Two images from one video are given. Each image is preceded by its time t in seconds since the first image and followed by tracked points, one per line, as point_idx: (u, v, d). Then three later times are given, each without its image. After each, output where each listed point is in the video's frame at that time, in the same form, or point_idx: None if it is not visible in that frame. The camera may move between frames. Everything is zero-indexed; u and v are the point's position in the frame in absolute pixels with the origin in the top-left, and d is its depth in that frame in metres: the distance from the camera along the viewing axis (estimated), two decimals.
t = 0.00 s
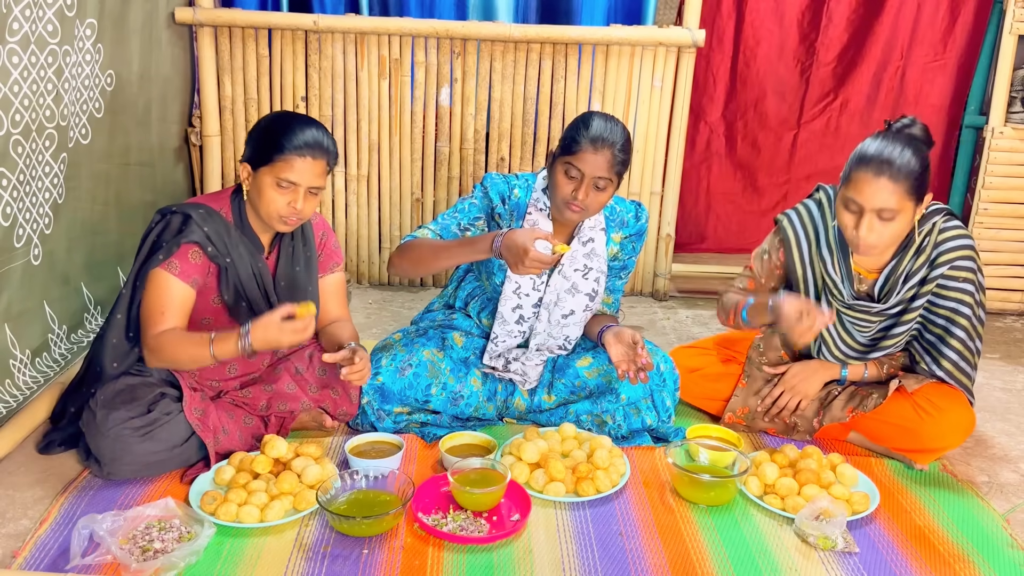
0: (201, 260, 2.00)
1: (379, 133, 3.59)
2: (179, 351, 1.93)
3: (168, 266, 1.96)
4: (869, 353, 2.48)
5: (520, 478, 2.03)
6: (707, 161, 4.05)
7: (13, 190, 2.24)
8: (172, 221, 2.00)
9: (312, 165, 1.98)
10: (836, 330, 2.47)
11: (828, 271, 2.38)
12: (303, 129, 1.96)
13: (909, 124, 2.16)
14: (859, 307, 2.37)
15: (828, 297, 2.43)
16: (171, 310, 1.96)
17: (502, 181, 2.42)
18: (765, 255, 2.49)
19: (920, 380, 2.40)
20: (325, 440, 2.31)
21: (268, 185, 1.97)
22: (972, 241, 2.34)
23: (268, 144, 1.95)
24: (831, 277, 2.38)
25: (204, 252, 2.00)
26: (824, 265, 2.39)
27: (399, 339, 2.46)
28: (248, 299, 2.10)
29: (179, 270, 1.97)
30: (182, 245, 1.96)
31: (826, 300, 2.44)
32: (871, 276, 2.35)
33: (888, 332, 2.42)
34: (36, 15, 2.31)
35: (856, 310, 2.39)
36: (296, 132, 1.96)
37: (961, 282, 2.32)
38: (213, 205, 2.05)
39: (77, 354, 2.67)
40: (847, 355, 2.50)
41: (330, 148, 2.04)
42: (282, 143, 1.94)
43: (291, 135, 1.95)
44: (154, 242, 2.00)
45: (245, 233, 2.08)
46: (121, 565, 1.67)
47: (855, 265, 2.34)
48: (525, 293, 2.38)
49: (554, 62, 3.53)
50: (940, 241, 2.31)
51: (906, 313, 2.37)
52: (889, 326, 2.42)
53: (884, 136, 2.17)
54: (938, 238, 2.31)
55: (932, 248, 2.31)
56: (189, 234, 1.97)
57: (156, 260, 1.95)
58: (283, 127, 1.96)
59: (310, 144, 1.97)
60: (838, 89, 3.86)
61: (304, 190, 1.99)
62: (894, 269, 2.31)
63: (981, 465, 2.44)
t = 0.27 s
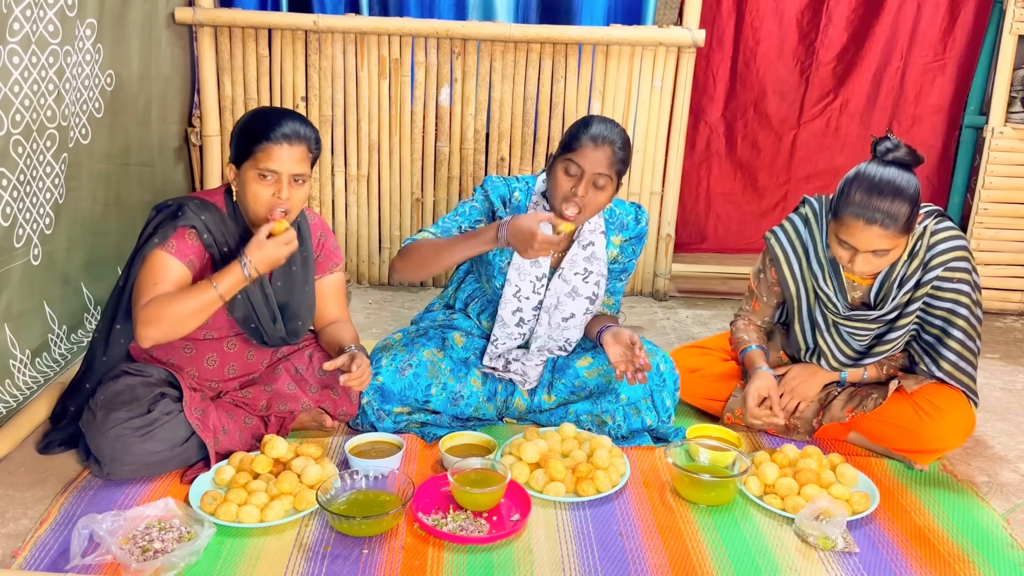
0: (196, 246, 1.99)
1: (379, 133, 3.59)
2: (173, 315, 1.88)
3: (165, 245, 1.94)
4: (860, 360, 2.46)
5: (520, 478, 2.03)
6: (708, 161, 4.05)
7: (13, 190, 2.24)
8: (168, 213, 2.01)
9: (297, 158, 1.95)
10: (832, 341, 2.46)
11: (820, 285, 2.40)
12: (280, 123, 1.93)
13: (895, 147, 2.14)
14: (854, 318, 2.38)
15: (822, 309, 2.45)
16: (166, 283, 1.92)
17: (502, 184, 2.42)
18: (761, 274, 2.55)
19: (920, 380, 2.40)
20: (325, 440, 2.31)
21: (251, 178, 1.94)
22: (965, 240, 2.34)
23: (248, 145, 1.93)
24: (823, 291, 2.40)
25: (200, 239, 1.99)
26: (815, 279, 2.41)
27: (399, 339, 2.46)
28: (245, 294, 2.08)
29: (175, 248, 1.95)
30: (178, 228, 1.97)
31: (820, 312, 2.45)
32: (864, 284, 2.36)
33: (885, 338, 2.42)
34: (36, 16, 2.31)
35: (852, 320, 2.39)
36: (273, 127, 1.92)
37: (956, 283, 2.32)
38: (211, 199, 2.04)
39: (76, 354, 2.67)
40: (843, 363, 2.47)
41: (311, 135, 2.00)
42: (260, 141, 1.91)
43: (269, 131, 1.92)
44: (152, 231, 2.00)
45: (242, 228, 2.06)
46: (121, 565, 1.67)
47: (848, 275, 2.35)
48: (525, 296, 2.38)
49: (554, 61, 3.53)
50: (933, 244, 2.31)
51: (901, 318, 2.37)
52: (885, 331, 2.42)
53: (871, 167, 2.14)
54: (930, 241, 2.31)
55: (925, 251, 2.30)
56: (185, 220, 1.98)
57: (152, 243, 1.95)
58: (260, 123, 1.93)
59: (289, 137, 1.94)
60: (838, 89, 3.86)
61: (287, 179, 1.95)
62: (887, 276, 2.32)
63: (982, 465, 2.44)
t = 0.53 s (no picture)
0: (193, 245, 1.99)
1: (379, 133, 3.59)
2: (170, 310, 1.88)
3: (162, 244, 1.94)
4: (860, 360, 2.46)
5: (520, 478, 2.03)
6: (707, 162, 4.05)
7: (12, 190, 2.24)
8: (165, 213, 2.02)
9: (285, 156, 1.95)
10: (829, 340, 2.46)
11: (815, 283, 2.40)
12: (264, 122, 1.93)
13: (896, 151, 2.13)
14: (851, 316, 2.37)
15: (818, 307, 2.45)
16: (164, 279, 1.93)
17: (501, 187, 2.41)
18: (757, 275, 2.55)
19: (920, 380, 2.40)
20: (325, 440, 2.31)
21: (240, 179, 1.94)
22: (960, 238, 2.34)
23: (235, 149, 1.93)
24: (819, 290, 2.40)
25: (197, 238, 1.99)
26: (811, 277, 2.40)
27: (399, 340, 2.46)
28: (243, 293, 2.09)
29: (173, 247, 1.95)
30: (175, 226, 1.97)
31: (816, 311, 2.46)
32: (860, 281, 2.35)
33: (882, 337, 2.41)
34: (36, 16, 2.31)
35: (849, 319, 2.39)
36: (258, 127, 1.92)
37: (953, 281, 2.32)
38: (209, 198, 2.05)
39: (76, 354, 2.67)
40: (841, 363, 2.47)
41: (297, 132, 1.99)
42: (247, 142, 1.91)
43: (253, 132, 1.91)
44: (150, 228, 2.01)
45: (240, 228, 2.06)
46: (121, 565, 1.67)
47: (842, 271, 2.34)
48: (524, 299, 2.38)
49: (554, 61, 3.53)
50: (929, 242, 2.30)
51: (899, 315, 2.37)
52: (882, 330, 2.41)
53: (873, 172, 2.14)
54: (926, 239, 2.30)
55: (921, 249, 2.30)
56: (182, 219, 1.98)
57: (148, 242, 1.95)
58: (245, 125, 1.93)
59: (276, 135, 1.93)
60: (838, 89, 3.86)
61: (275, 177, 1.94)
62: (883, 274, 2.31)
63: (981, 465, 2.44)
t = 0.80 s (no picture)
0: (187, 254, 1.99)
1: (379, 133, 3.59)
2: (156, 325, 1.89)
3: (153, 256, 1.94)
4: (863, 350, 2.48)
5: (520, 478, 2.03)
6: (708, 162, 4.05)
7: (10, 189, 2.24)
8: (161, 219, 2.01)
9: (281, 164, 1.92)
10: (831, 331, 2.47)
11: (820, 274, 2.40)
12: (255, 131, 1.90)
13: (909, 138, 2.13)
14: (855, 305, 2.37)
15: (822, 297, 2.45)
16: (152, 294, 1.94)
17: (496, 193, 2.40)
18: (762, 269, 2.53)
19: (921, 380, 2.41)
20: (325, 440, 2.31)
21: (233, 192, 1.92)
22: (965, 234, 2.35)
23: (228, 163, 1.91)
24: (824, 280, 2.40)
25: (192, 248, 1.99)
26: (816, 267, 2.40)
27: (399, 340, 2.46)
28: (240, 300, 2.09)
29: (163, 259, 1.95)
30: (168, 237, 1.96)
31: (820, 301, 2.46)
32: (865, 272, 2.37)
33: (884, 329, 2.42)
34: (35, 15, 2.31)
35: (852, 309, 2.39)
36: (250, 138, 1.89)
37: (957, 275, 2.32)
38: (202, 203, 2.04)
39: (76, 354, 2.67)
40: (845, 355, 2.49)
41: (293, 140, 1.96)
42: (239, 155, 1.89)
43: (245, 144, 1.89)
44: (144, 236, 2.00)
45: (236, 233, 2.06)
46: (121, 565, 1.67)
47: (848, 262, 2.35)
48: (524, 303, 2.38)
49: (554, 61, 3.53)
50: (935, 236, 2.32)
51: (902, 308, 2.38)
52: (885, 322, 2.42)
53: (887, 158, 2.14)
54: (932, 232, 2.32)
55: (927, 242, 2.31)
56: (176, 229, 1.97)
57: (140, 252, 1.95)
58: (236, 136, 1.91)
59: (269, 144, 1.91)
60: (838, 90, 3.87)
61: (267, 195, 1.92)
62: (888, 265, 2.33)
63: (981, 465, 2.44)
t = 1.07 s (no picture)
0: (173, 278, 1.98)
1: (379, 133, 3.59)
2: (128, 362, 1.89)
3: (138, 285, 1.96)
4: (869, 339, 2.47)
5: (520, 478, 2.04)
6: (708, 162, 4.05)
7: (9, 189, 2.24)
8: (149, 239, 2.00)
9: (270, 178, 1.88)
10: (837, 321, 2.47)
11: (831, 263, 2.40)
12: (240, 144, 1.87)
13: (929, 125, 2.14)
14: (864, 296, 2.37)
15: (832, 287, 2.44)
16: (139, 329, 1.98)
17: (486, 202, 2.35)
18: (772, 259, 2.52)
19: (922, 378, 2.41)
20: (325, 440, 2.31)
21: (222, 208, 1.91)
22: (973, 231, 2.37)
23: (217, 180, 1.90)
24: (834, 269, 2.40)
25: (179, 272, 1.98)
26: (826, 257, 2.40)
27: (398, 340, 2.45)
28: (232, 318, 2.09)
29: (147, 287, 1.96)
30: (153, 265, 1.95)
31: (829, 291, 2.45)
32: (875, 264, 2.38)
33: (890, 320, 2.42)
34: (34, 15, 2.31)
35: (861, 299, 2.39)
36: (234, 153, 1.87)
37: (964, 269, 2.33)
38: (190, 219, 2.03)
39: (76, 354, 2.67)
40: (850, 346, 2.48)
41: (291, 157, 1.92)
42: (226, 172, 1.87)
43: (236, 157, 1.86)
44: (131, 257, 1.99)
45: (226, 249, 2.04)
46: (121, 565, 1.67)
47: (858, 253, 2.36)
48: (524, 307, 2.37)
49: (554, 61, 3.53)
50: (945, 229, 2.34)
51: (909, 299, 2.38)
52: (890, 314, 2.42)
53: (906, 144, 2.13)
54: (943, 225, 2.34)
55: (938, 234, 2.33)
56: (163, 255, 1.96)
57: (126, 278, 1.96)
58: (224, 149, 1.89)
59: (254, 155, 1.87)
60: (838, 90, 3.87)
61: (256, 215, 1.90)
62: (899, 256, 2.34)
63: (981, 464, 2.44)
